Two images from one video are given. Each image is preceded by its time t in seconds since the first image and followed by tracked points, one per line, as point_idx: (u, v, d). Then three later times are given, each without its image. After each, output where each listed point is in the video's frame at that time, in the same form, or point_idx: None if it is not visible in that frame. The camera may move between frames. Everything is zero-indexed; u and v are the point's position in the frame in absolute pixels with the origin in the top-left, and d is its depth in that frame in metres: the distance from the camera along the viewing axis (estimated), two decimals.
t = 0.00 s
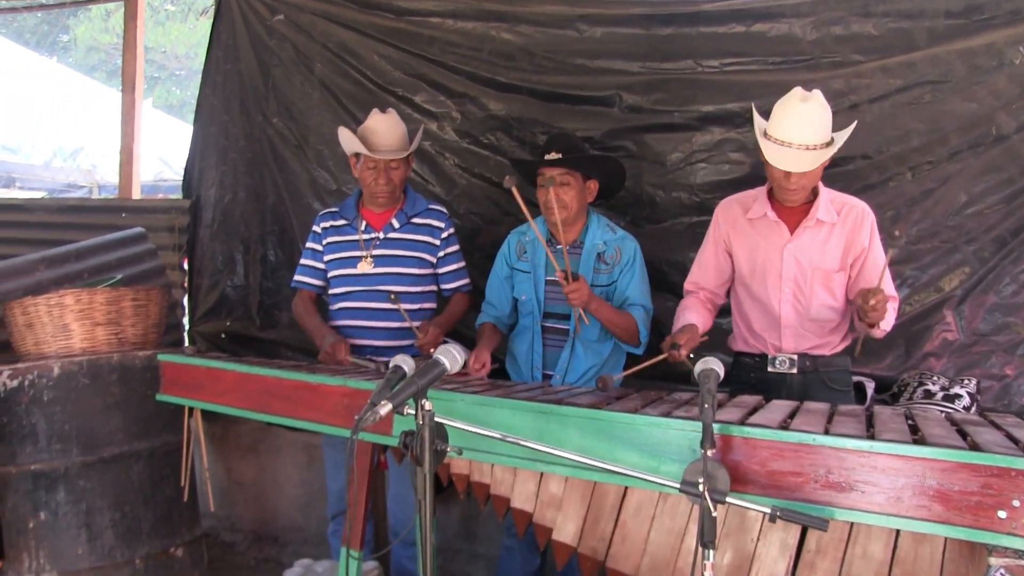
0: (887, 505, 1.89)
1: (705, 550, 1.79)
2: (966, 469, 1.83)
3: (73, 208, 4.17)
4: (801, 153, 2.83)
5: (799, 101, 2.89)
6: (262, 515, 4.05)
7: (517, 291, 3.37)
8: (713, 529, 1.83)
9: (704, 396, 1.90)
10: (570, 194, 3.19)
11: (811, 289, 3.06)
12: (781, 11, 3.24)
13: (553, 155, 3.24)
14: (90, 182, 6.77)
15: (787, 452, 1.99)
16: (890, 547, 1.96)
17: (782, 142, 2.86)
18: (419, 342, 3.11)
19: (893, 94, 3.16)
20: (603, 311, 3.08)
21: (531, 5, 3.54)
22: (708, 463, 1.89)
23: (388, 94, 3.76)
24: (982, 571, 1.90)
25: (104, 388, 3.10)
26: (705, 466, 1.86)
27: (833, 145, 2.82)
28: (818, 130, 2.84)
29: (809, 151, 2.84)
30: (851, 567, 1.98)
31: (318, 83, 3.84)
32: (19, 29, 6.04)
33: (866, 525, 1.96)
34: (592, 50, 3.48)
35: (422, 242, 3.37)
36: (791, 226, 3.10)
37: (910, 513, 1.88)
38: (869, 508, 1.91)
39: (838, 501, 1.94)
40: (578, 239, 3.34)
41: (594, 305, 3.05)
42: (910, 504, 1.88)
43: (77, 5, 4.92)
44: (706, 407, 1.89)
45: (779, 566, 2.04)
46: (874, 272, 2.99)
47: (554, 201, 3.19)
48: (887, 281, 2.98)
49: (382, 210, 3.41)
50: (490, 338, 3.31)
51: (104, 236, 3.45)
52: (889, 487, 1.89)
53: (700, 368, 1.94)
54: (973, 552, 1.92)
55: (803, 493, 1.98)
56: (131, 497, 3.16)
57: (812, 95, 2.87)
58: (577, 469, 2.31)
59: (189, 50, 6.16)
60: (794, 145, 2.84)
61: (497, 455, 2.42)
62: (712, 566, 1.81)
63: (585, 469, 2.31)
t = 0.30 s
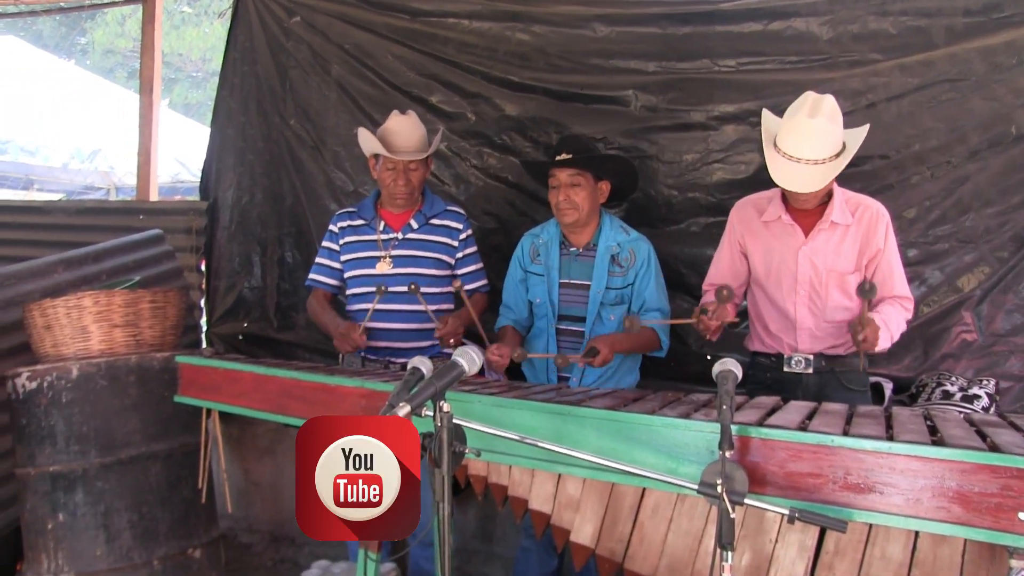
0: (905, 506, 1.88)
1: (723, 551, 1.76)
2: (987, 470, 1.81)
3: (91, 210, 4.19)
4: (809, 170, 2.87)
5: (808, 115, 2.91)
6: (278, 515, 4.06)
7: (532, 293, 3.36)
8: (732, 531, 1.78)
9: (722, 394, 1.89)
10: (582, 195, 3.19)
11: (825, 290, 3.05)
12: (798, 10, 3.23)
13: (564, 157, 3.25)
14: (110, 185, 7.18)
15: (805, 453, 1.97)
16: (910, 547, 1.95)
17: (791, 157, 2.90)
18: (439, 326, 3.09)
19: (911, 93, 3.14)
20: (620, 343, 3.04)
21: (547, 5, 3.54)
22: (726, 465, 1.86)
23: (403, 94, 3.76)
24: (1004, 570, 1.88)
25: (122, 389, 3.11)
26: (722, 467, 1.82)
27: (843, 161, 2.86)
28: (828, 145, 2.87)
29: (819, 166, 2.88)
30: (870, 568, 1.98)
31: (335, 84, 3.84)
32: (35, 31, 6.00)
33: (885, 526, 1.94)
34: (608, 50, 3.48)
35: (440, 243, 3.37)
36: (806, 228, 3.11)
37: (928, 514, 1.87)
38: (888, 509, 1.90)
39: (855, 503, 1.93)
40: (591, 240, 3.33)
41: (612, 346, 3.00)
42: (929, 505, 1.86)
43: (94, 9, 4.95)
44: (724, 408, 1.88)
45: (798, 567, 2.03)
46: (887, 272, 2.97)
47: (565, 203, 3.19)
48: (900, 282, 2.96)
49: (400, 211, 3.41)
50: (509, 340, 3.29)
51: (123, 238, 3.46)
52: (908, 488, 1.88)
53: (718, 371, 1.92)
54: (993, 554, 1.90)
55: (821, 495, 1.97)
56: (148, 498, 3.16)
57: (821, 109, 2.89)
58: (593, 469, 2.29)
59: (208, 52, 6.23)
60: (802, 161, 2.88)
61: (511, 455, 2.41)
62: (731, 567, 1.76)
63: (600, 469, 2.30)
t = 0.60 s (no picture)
0: (917, 512, 1.87)
1: (734, 556, 1.76)
2: (999, 477, 1.80)
3: (103, 212, 4.21)
4: (814, 173, 2.87)
5: (814, 119, 2.92)
6: (288, 518, 4.07)
7: (542, 296, 3.36)
8: (742, 535, 1.79)
9: (734, 403, 1.85)
10: (591, 199, 3.19)
11: (834, 294, 3.06)
12: (808, 13, 3.22)
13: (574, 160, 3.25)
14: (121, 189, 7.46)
15: (817, 458, 1.96)
16: (921, 552, 1.94)
17: (797, 160, 2.91)
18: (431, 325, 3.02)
19: (924, 96, 3.12)
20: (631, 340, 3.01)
21: (556, 8, 3.54)
22: (737, 468, 1.84)
23: (412, 97, 3.76)
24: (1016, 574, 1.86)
25: (133, 391, 3.12)
26: (733, 470, 1.82)
27: (849, 162, 2.87)
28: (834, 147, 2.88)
29: (825, 169, 2.88)
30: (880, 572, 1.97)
31: (344, 87, 3.85)
32: (46, 34, 7.21)
33: (897, 531, 1.93)
34: (617, 52, 3.47)
35: (449, 246, 3.37)
36: (815, 232, 3.11)
37: (940, 519, 1.85)
38: (899, 514, 1.89)
39: (867, 508, 1.92)
40: (600, 244, 3.33)
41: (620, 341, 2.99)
42: (941, 511, 1.85)
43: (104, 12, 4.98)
44: (735, 413, 1.88)
45: (809, 571, 2.03)
46: (897, 275, 2.96)
47: (575, 207, 3.19)
48: (911, 285, 2.94)
49: (410, 215, 3.41)
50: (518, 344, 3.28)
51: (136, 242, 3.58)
52: (920, 493, 1.86)
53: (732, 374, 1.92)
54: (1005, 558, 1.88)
55: (833, 499, 1.96)
56: (158, 500, 3.16)
57: (826, 112, 2.90)
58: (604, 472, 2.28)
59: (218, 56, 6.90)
60: (808, 164, 2.89)
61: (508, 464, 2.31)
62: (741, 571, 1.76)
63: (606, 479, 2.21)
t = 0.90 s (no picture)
0: (955, 527, 1.69)
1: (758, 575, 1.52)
2: None
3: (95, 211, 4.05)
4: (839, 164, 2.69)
5: (837, 107, 2.74)
6: (287, 533, 3.89)
7: (554, 298, 3.18)
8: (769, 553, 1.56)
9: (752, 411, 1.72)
10: (604, 195, 3.02)
11: (860, 294, 2.88)
12: None
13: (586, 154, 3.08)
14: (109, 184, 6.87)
15: (845, 468, 1.78)
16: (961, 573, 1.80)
17: (820, 151, 2.73)
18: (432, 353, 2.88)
19: (960, 81, 2.92)
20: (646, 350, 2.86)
21: None
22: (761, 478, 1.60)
23: (416, 88, 3.59)
24: None
25: (122, 398, 2.96)
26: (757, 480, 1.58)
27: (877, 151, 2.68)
28: (860, 136, 2.69)
29: (849, 160, 2.70)
30: None
31: (343, 78, 3.68)
32: (29, 21, 6.15)
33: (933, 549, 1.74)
34: (631, 39, 3.30)
35: (455, 245, 3.20)
36: (840, 229, 2.93)
37: (981, 536, 1.67)
38: (935, 529, 1.70)
39: (898, 521, 1.73)
40: (613, 242, 3.16)
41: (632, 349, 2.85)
42: (981, 526, 1.66)
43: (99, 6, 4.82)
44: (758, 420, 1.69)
45: None
46: (926, 274, 2.76)
47: (587, 203, 3.02)
48: (942, 285, 2.74)
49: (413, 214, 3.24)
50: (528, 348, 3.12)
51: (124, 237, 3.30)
52: (957, 506, 1.68)
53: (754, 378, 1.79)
54: None
55: (862, 512, 1.77)
56: (148, 514, 3.00)
57: (850, 100, 2.72)
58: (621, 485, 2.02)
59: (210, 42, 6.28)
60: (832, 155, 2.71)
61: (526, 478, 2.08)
62: None
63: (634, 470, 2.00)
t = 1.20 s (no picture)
0: None
1: None
2: None
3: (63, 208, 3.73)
4: (883, 147, 2.29)
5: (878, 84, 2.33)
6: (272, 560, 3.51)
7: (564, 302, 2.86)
8: None
9: (791, 424, 1.49)
10: (620, 188, 2.70)
11: (906, 295, 2.53)
12: None
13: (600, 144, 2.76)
14: (69, 178, 6.35)
15: (893, 492, 1.58)
16: None
17: (860, 135, 2.32)
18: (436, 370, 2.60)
19: None
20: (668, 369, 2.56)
21: None
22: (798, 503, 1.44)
23: (409, 69, 3.26)
24: None
25: (85, 418, 2.67)
26: (795, 506, 1.41)
27: (926, 134, 2.28)
28: (907, 119, 2.29)
29: (896, 143, 2.30)
30: None
31: (328, 58, 3.35)
32: None
33: None
34: (648, 11, 2.97)
35: (455, 246, 2.89)
36: (882, 223, 2.58)
37: None
38: (1002, 564, 1.50)
39: (959, 554, 1.53)
40: (632, 240, 2.84)
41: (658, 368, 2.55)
42: None
43: None
44: (796, 438, 1.47)
45: None
46: (983, 274, 2.42)
47: (601, 197, 2.71)
48: (1001, 285, 2.40)
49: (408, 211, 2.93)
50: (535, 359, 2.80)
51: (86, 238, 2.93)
52: None
53: (787, 392, 1.53)
54: None
55: (916, 544, 1.56)
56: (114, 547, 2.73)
57: (894, 78, 2.29)
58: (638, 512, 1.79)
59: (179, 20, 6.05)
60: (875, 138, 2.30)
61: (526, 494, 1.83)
62: None
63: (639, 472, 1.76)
